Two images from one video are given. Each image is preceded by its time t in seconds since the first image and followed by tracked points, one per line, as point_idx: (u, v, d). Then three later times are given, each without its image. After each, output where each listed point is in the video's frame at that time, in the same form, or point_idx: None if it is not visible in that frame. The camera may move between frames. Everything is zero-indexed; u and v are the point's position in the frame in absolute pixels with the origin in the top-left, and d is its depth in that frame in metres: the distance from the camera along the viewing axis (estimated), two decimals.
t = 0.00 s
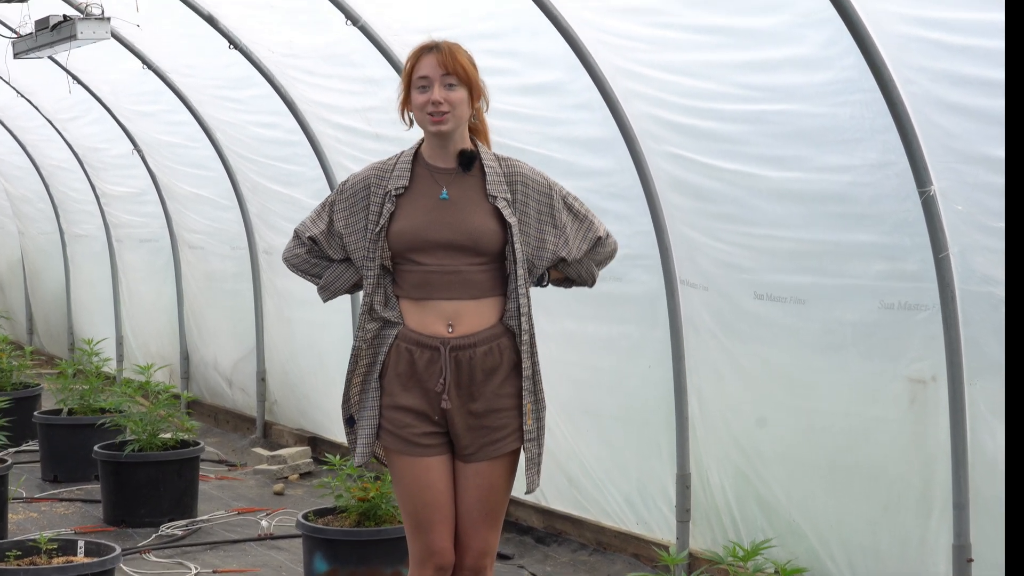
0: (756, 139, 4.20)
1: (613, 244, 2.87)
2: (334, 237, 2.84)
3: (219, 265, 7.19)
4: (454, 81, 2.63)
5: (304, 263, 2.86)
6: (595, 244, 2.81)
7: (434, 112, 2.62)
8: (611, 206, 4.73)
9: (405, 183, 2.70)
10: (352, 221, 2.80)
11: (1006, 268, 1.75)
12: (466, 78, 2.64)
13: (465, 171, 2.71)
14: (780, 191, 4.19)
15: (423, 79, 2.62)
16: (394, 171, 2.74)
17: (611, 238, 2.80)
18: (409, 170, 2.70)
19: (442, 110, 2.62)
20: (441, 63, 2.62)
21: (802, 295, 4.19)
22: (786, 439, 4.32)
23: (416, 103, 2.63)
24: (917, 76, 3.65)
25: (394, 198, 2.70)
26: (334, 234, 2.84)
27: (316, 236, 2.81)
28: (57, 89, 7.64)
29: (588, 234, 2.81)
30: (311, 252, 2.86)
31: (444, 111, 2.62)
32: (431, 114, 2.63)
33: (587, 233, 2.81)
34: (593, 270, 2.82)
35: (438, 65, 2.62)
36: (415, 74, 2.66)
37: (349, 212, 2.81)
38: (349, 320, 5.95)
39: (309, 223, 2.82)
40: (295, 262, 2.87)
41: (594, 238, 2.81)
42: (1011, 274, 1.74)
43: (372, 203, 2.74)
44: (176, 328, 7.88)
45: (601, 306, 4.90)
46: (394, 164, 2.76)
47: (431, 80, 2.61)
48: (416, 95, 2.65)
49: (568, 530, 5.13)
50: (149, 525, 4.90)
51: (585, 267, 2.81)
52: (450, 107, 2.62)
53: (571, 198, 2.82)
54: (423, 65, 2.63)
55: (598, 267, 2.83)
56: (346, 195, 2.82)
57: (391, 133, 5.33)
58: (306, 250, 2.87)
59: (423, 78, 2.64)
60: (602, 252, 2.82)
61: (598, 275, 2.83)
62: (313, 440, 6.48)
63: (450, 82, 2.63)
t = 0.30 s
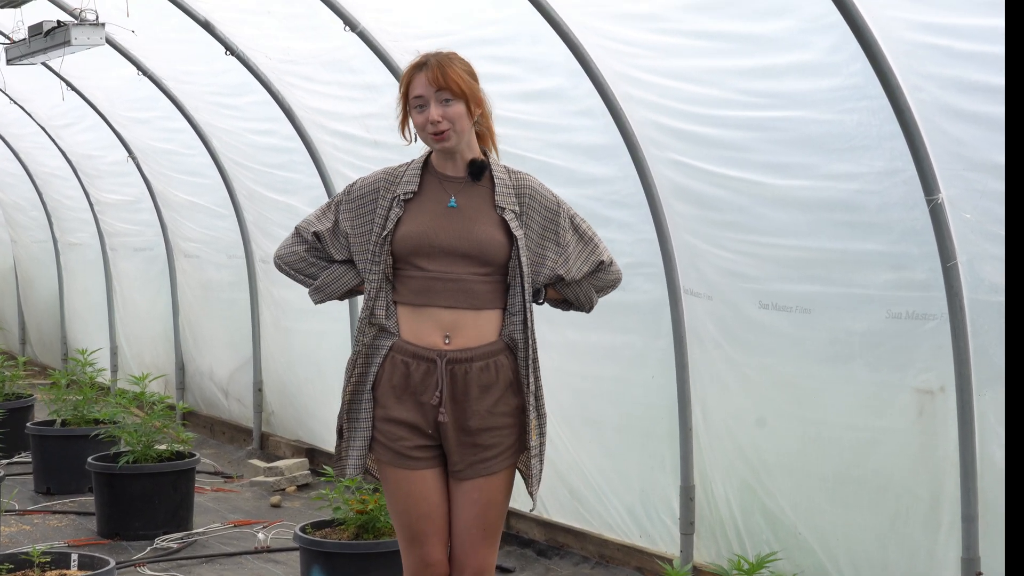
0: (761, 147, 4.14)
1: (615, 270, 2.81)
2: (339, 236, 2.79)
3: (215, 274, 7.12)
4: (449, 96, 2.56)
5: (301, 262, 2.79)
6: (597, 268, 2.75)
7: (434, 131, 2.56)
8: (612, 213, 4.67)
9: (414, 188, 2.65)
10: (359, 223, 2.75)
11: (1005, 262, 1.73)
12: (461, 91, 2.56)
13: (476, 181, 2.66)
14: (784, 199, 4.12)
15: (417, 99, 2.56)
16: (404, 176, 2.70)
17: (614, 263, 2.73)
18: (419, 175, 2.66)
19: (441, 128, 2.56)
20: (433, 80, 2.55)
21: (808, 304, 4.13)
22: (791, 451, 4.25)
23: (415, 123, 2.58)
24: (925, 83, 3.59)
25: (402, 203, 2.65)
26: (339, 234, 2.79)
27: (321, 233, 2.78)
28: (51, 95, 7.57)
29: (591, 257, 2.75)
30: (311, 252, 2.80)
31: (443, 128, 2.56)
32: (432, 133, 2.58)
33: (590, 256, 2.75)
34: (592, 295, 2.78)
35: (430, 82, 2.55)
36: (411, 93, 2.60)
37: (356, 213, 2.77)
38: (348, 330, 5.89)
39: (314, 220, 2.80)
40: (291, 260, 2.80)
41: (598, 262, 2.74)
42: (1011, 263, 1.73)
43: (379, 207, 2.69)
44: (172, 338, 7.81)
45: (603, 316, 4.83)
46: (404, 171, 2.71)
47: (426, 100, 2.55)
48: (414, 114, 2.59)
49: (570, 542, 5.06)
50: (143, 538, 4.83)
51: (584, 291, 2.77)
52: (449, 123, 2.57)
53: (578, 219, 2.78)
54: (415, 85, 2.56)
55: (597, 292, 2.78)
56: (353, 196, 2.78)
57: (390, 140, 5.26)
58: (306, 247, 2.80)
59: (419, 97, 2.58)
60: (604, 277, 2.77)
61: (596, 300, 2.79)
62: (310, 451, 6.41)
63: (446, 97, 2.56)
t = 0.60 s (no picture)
0: (767, 146, 4.03)
1: (617, 277, 2.71)
2: (335, 236, 2.69)
3: (208, 276, 7.01)
4: (446, 89, 2.46)
5: (296, 261, 2.69)
6: (598, 273, 2.66)
7: (432, 126, 2.46)
8: (617, 214, 4.55)
9: (412, 187, 2.55)
10: (356, 223, 2.65)
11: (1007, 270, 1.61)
12: (458, 83, 2.47)
13: (476, 181, 2.56)
14: (791, 199, 4.02)
15: (414, 94, 2.46)
16: (402, 175, 2.60)
17: (616, 269, 2.65)
18: (418, 173, 2.56)
19: (439, 122, 2.46)
20: (429, 74, 2.45)
21: (816, 307, 4.02)
22: (797, 458, 4.15)
23: (413, 119, 2.48)
24: (937, 80, 3.48)
25: (400, 202, 2.55)
26: (335, 234, 2.69)
27: (317, 232, 2.67)
28: (43, 95, 7.46)
29: (593, 262, 2.66)
30: (305, 250, 2.69)
31: (442, 122, 2.46)
32: (430, 128, 2.48)
33: (591, 260, 2.66)
34: (593, 300, 2.69)
35: (426, 76, 2.46)
36: (407, 89, 2.50)
37: (353, 212, 2.66)
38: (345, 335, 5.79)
39: (310, 219, 2.70)
40: (286, 259, 2.70)
41: (599, 267, 2.65)
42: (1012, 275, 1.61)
43: (376, 205, 2.60)
44: (164, 342, 7.69)
45: (605, 319, 4.72)
46: (403, 170, 2.62)
47: (423, 94, 2.45)
48: (411, 110, 2.49)
49: (573, 552, 4.94)
50: (134, 548, 4.71)
51: (585, 296, 2.68)
52: (447, 117, 2.47)
53: (581, 223, 2.69)
54: (411, 80, 2.47)
55: (598, 298, 2.69)
56: (351, 195, 2.67)
57: (386, 138, 5.15)
58: (301, 247, 2.70)
59: (415, 92, 2.48)
60: (605, 283, 2.67)
61: (597, 307, 2.69)
62: (305, 459, 6.30)
63: (443, 90, 2.46)
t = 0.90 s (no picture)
0: (771, 156, 3.96)
1: (618, 284, 2.61)
2: (327, 249, 2.64)
3: (203, 289, 6.93)
4: (451, 98, 2.42)
5: (288, 275, 2.64)
6: (595, 282, 2.57)
7: (430, 131, 2.42)
8: (618, 226, 4.48)
9: (403, 197, 2.50)
10: (349, 235, 2.60)
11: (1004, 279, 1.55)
12: (465, 93, 2.44)
13: (467, 191, 2.50)
14: (795, 210, 3.95)
15: (418, 95, 2.43)
16: (393, 185, 2.56)
17: (615, 275, 2.56)
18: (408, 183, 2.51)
19: (439, 129, 2.42)
20: (438, 80, 2.42)
21: (821, 320, 3.94)
22: (802, 474, 4.07)
23: (411, 121, 2.44)
24: (943, 89, 3.42)
25: (390, 212, 2.51)
26: (327, 246, 2.64)
27: (309, 245, 2.62)
28: (36, 104, 7.39)
29: (589, 271, 2.57)
30: (298, 264, 2.65)
31: (441, 130, 2.43)
32: (428, 133, 2.44)
33: (588, 269, 2.58)
34: (592, 310, 2.58)
35: (434, 80, 2.42)
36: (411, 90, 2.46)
37: (345, 224, 2.62)
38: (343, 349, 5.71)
39: (301, 232, 2.65)
40: (278, 273, 2.65)
41: (597, 275, 2.56)
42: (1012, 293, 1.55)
43: (367, 215, 2.55)
44: (158, 356, 7.61)
45: (606, 333, 4.64)
46: (394, 180, 2.57)
47: (426, 98, 2.41)
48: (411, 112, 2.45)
49: (573, 570, 4.84)
50: (126, 566, 4.63)
51: (583, 305, 2.57)
52: (448, 126, 2.43)
53: (577, 230, 2.60)
54: (418, 81, 2.43)
55: (598, 308, 2.59)
56: (342, 205, 2.63)
57: (384, 148, 5.08)
58: (292, 260, 2.65)
59: (419, 94, 2.45)
60: (605, 292, 2.58)
61: (597, 317, 2.59)
62: (301, 476, 6.22)
63: (448, 100, 2.43)
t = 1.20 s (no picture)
0: (776, 168, 3.89)
1: (615, 291, 2.65)
2: (316, 274, 2.63)
3: (196, 304, 6.85)
4: (457, 128, 2.47)
5: (280, 306, 2.63)
6: (591, 290, 2.60)
7: (423, 145, 2.47)
8: (621, 239, 4.40)
9: (388, 217, 2.53)
10: (336, 258, 2.61)
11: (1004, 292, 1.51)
12: (473, 128, 2.47)
13: (451, 207, 2.55)
14: (801, 223, 3.86)
15: (431, 108, 2.47)
16: (377, 205, 2.57)
17: (609, 283, 2.59)
18: (393, 203, 2.54)
19: (433, 148, 2.47)
20: (455, 105, 2.47)
21: (828, 336, 3.85)
22: (808, 494, 3.99)
23: (414, 127, 2.49)
24: (952, 100, 3.34)
25: (376, 233, 2.53)
26: (316, 273, 2.63)
27: (298, 273, 2.61)
28: (27, 115, 7.31)
29: (584, 279, 2.60)
30: (289, 294, 2.64)
31: (434, 149, 2.47)
32: (422, 146, 2.48)
33: (582, 277, 2.61)
34: (590, 318, 2.62)
35: (451, 103, 2.47)
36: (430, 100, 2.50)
37: (331, 247, 2.62)
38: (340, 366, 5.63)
39: (289, 260, 2.63)
40: (270, 305, 2.64)
41: (591, 283, 2.59)
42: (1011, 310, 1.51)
43: (353, 237, 2.56)
44: (150, 372, 7.52)
45: (608, 348, 4.56)
46: (377, 199, 2.59)
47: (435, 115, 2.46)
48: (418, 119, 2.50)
49: None
50: None
51: (579, 314, 2.62)
52: (442, 148, 2.47)
53: (566, 238, 2.64)
54: (438, 97, 2.47)
55: (596, 315, 2.64)
56: (328, 230, 2.63)
57: (382, 160, 5.00)
58: (284, 290, 2.64)
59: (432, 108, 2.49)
60: (599, 298, 2.61)
61: (595, 324, 2.63)
62: (297, 494, 6.13)
63: (454, 127, 2.47)
